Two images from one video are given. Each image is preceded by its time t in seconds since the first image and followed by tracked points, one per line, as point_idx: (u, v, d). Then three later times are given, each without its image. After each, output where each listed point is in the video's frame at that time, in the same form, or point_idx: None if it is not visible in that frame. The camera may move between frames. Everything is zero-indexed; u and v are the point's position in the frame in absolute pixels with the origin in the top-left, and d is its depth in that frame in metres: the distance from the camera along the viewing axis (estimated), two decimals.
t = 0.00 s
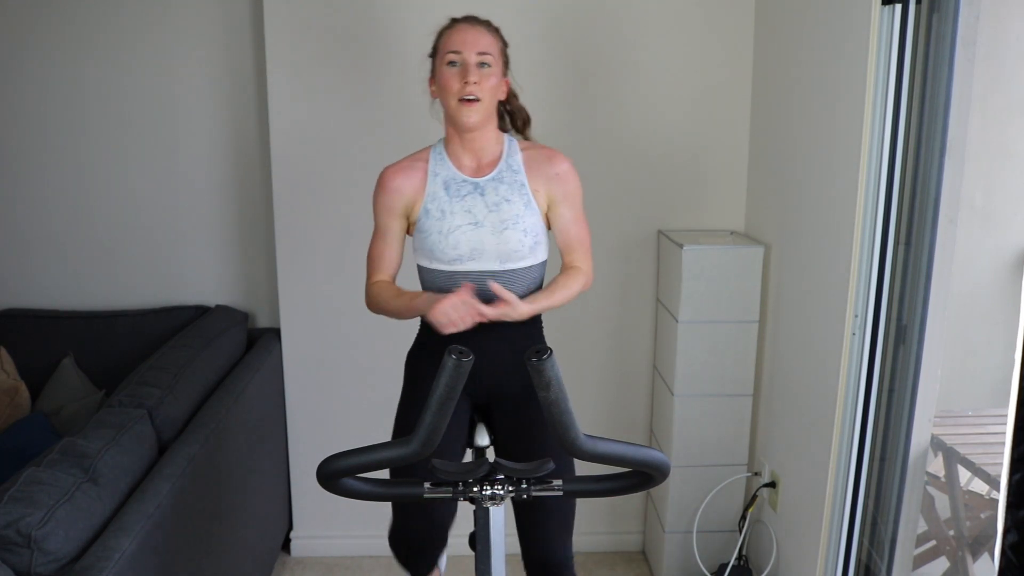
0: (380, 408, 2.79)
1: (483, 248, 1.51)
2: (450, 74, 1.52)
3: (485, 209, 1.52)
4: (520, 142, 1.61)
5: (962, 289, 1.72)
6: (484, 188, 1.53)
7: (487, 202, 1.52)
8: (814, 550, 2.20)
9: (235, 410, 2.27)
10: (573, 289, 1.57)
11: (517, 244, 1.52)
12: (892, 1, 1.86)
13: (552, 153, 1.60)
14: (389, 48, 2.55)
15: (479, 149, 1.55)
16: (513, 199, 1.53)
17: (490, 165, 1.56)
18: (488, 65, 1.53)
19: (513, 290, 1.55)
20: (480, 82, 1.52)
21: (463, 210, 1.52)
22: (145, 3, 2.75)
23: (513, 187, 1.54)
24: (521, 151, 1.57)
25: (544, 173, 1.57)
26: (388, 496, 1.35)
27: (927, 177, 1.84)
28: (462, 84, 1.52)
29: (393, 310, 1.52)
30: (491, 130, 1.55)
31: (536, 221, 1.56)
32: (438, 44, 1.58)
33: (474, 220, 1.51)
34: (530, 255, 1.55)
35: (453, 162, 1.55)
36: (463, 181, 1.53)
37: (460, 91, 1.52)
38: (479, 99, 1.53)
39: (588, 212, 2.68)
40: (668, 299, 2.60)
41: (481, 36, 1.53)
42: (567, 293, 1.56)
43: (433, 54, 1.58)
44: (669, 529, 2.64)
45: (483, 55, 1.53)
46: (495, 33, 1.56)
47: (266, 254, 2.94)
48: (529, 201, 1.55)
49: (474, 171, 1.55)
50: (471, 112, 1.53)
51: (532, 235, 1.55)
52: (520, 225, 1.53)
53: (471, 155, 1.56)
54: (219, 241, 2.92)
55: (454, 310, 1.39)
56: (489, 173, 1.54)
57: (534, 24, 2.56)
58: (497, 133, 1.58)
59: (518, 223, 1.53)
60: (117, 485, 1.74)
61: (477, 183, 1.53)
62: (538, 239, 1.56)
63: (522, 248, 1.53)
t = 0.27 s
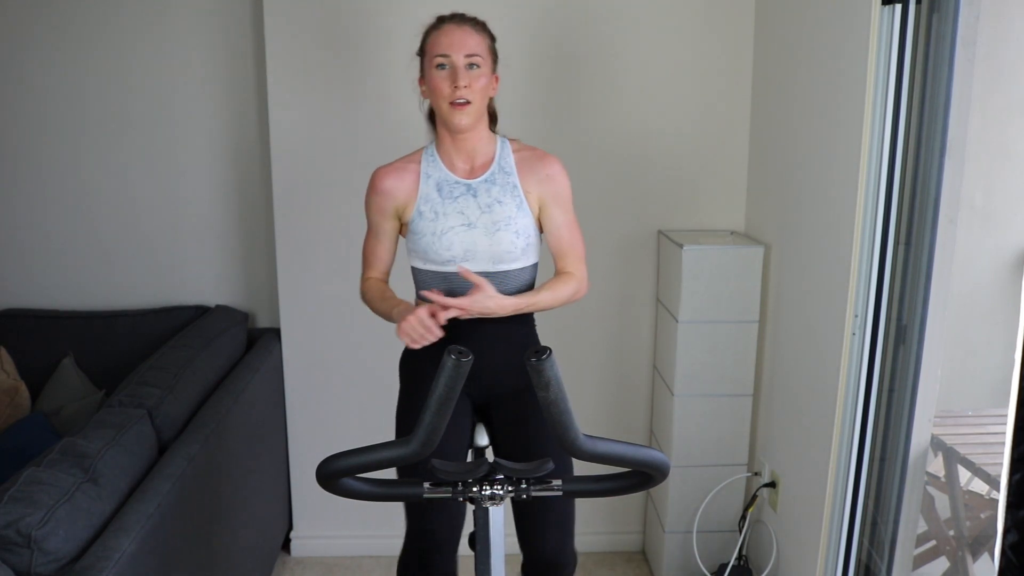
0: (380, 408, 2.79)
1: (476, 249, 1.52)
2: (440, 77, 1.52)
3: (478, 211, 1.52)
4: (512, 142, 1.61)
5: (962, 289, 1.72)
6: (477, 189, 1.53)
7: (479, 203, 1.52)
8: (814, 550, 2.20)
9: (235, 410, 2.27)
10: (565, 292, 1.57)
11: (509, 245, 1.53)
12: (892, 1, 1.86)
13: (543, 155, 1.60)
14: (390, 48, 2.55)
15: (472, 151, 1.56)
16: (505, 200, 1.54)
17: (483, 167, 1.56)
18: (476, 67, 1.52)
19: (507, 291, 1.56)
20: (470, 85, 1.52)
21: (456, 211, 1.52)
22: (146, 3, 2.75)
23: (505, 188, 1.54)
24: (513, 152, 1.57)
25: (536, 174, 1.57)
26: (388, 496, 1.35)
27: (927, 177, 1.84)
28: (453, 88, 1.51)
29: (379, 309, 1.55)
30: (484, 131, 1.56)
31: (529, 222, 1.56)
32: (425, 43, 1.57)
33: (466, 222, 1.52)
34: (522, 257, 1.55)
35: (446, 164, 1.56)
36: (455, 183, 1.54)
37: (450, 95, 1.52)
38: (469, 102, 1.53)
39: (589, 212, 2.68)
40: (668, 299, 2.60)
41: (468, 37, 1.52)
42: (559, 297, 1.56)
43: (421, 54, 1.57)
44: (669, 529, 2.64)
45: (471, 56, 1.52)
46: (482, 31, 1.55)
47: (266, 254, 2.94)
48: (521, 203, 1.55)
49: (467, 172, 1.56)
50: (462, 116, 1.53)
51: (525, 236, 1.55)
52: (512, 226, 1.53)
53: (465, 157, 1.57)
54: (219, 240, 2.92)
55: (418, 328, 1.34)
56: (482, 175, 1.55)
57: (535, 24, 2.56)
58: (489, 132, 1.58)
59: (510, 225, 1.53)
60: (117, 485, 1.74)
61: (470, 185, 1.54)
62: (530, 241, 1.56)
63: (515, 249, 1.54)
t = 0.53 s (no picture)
0: (380, 409, 2.79)
1: (498, 246, 1.53)
2: (462, 76, 1.52)
3: (502, 208, 1.53)
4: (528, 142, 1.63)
5: (962, 288, 1.72)
6: (500, 187, 1.54)
7: (504, 201, 1.53)
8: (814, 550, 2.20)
9: (235, 410, 2.27)
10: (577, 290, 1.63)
11: (531, 244, 1.55)
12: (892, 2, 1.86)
13: (560, 156, 1.64)
14: (390, 47, 2.56)
15: (492, 148, 1.56)
16: (528, 199, 1.56)
17: (503, 164, 1.57)
18: (498, 66, 1.52)
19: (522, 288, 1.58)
20: (492, 84, 1.52)
21: (480, 207, 1.52)
22: (146, 3, 2.76)
23: (528, 187, 1.56)
24: (532, 153, 1.60)
25: (555, 174, 1.61)
26: (388, 496, 1.35)
27: (926, 177, 1.84)
28: (475, 86, 1.51)
29: (408, 306, 1.45)
30: (504, 129, 1.56)
31: (546, 221, 1.59)
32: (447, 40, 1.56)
33: (490, 218, 1.52)
34: (537, 255, 1.59)
35: (466, 159, 1.56)
36: (479, 179, 1.53)
37: (471, 93, 1.52)
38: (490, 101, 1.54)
39: (589, 212, 2.68)
40: (668, 299, 2.60)
41: (490, 36, 1.52)
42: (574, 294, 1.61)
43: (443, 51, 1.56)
44: (669, 529, 2.64)
45: (493, 56, 1.52)
46: (504, 30, 1.55)
47: (266, 254, 2.94)
48: (543, 202, 1.58)
49: (487, 169, 1.56)
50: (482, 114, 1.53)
51: (543, 234, 1.58)
52: (534, 225, 1.56)
53: (484, 153, 1.57)
54: (219, 241, 2.92)
55: (508, 305, 1.34)
56: (503, 173, 1.56)
57: (535, 24, 2.56)
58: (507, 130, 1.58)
59: (532, 223, 1.56)
60: (117, 485, 1.74)
61: (493, 182, 1.54)
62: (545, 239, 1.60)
63: (534, 247, 1.57)
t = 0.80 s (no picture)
0: (380, 409, 2.79)
1: (477, 240, 1.53)
2: (439, 80, 1.53)
3: (478, 202, 1.53)
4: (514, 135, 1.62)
5: (962, 289, 1.72)
6: (476, 181, 1.54)
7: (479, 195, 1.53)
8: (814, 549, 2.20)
9: (235, 410, 2.27)
10: (575, 279, 1.56)
11: (511, 235, 1.53)
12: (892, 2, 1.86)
13: (544, 143, 1.60)
14: (390, 47, 2.55)
15: (473, 145, 1.57)
16: (505, 189, 1.54)
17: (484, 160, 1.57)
18: (475, 68, 1.53)
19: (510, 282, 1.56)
20: (469, 86, 1.53)
21: (456, 203, 1.53)
22: (146, 3, 2.76)
23: (506, 177, 1.55)
24: (513, 143, 1.58)
25: (537, 163, 1.57)
26: (388, 496, 1.35)
27: (927, 177, 1.84)
28: (453, 91, 1.53)
29: (389, 307, 1.54)
30: (484, 128, 1.57)
31: (532, 211, 1.56)
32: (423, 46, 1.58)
33: (467, 213, 1.53)
34: (527, 246, 1.55)
35: (446, 159, 1.57)
36: (455, 175, 1.55)
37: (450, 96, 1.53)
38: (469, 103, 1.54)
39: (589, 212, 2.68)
40: (668, 299, 2.60)
41: (466, 39, 1.53)
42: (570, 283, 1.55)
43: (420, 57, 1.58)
44: (669, 529, 2.64)
45: (469, 58, 1.53)
46: (480, 31, 1.56)
47: (266, 254, 2.94)
48: (522, 192, 1.56)
49: (467, 166, 1.56)
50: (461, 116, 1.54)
51: (528, 225, 1.56)
52: (513, 216, 1.54)
53: (466, 152, 1.57)
54: (218, 241, 2.92)
55: (438, 299, 1.35)
56: (482, 167, 1.56)
57: (535, 24, 2.56)
58: (489, 128, 1.59)
59: (512, 214, 1.54)
60: (117, 485, 1.74)
61: (470, 177, 1.55)
62: (534, 230, 1.56)
63: (517, 239, 1.54)
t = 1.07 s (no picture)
0: (380, 408, 2.79)
1: (487, 245, 1.53)
2: (446, 84, 1.52)
3: (490, 206, 1.53)
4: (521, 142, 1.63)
5: (962, 288, 1.72)
6: (488, 185, 1.54)
7: (491, 199, 1.53)
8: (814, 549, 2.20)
9: (235, 409, 2.27)
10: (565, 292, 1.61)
11: (522, 242, 1.55)
12: (892, 1, 1.86)
13: (551, 155, 1.63)
14: (390, 47, 2.55)
15: (480, 147, 1.56)
16: (516, 195, 1.55)
17: (491, 163, 1.57)
18: (482, 71, 1.52)
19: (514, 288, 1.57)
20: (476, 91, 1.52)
21: (468, 206, 1.53)
22: (146, 3, 2.76)
23: (517, 184, 1.56)
24: (523, 151, 1.59)
25: (546, 173, 1.60)
26: (388, 496, 1.35)
27: (927, 177, 1.84)
28: (461, 96, 1.52)
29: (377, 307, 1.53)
30: (490, 130, 1.56)
31: (538, 220, 1.58)
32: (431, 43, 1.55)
33: (478, 217, 1.53)
34: (531, 253, 1.57)
35: (454, 159, 1.56)
36: (466, 178, 1.54)
37: (456, 100, 1.53)
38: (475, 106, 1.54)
39: (589, 212, 2.68)
40: (668, 299, 2.60)
41: (474, 41, 1.51)
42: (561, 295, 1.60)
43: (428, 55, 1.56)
44: (669, 529, 2.64)
45: (476, 61, 1.51)
46: (488, 31, 1.53)
47: (266, 255, 2.94)
48: (533, 199, 1.57)
49: (475, 167, 1.56)
50: (467, 120, 1.54)
51: (534, 233, 1.57)
52: (524, 223, 1.55)
53: (472, 153, 1.57)
54: (219, 241, 2.92)
55: (443, 331, 1.41)
56: (492, 171, 1.56)
57: (535, 24, 2.56)
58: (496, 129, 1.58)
59: (521, 221, 1.55)
60: (117, 485, 1.74)
61: (481, 181, 1.55)
62: (539, 237, 1.59)
63: (525, 246, 1.56)
